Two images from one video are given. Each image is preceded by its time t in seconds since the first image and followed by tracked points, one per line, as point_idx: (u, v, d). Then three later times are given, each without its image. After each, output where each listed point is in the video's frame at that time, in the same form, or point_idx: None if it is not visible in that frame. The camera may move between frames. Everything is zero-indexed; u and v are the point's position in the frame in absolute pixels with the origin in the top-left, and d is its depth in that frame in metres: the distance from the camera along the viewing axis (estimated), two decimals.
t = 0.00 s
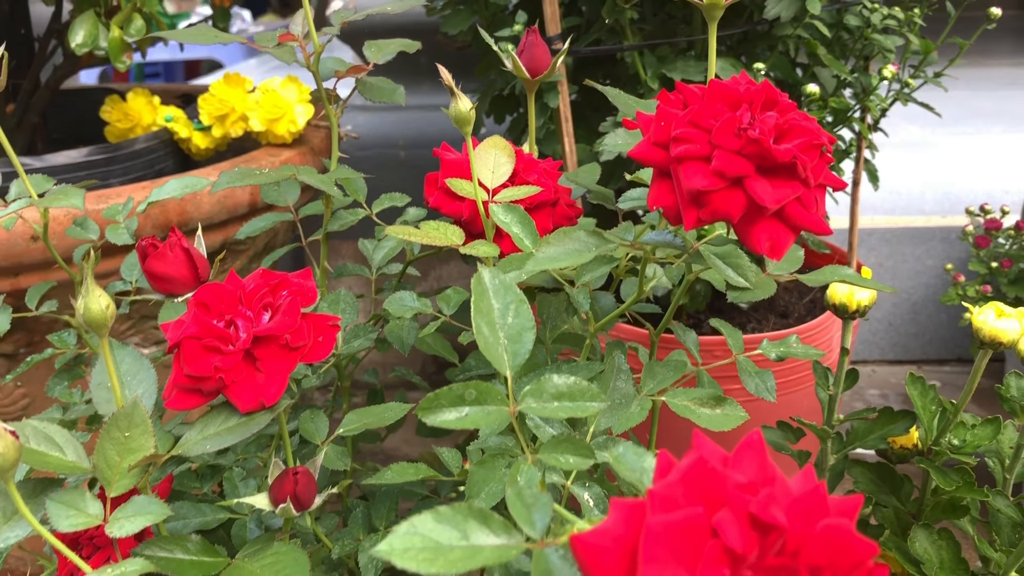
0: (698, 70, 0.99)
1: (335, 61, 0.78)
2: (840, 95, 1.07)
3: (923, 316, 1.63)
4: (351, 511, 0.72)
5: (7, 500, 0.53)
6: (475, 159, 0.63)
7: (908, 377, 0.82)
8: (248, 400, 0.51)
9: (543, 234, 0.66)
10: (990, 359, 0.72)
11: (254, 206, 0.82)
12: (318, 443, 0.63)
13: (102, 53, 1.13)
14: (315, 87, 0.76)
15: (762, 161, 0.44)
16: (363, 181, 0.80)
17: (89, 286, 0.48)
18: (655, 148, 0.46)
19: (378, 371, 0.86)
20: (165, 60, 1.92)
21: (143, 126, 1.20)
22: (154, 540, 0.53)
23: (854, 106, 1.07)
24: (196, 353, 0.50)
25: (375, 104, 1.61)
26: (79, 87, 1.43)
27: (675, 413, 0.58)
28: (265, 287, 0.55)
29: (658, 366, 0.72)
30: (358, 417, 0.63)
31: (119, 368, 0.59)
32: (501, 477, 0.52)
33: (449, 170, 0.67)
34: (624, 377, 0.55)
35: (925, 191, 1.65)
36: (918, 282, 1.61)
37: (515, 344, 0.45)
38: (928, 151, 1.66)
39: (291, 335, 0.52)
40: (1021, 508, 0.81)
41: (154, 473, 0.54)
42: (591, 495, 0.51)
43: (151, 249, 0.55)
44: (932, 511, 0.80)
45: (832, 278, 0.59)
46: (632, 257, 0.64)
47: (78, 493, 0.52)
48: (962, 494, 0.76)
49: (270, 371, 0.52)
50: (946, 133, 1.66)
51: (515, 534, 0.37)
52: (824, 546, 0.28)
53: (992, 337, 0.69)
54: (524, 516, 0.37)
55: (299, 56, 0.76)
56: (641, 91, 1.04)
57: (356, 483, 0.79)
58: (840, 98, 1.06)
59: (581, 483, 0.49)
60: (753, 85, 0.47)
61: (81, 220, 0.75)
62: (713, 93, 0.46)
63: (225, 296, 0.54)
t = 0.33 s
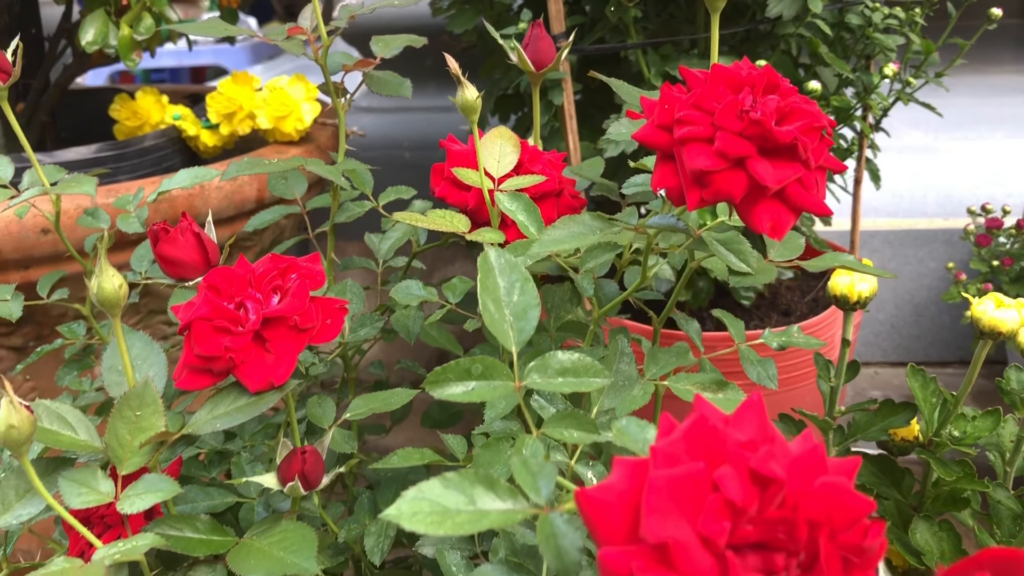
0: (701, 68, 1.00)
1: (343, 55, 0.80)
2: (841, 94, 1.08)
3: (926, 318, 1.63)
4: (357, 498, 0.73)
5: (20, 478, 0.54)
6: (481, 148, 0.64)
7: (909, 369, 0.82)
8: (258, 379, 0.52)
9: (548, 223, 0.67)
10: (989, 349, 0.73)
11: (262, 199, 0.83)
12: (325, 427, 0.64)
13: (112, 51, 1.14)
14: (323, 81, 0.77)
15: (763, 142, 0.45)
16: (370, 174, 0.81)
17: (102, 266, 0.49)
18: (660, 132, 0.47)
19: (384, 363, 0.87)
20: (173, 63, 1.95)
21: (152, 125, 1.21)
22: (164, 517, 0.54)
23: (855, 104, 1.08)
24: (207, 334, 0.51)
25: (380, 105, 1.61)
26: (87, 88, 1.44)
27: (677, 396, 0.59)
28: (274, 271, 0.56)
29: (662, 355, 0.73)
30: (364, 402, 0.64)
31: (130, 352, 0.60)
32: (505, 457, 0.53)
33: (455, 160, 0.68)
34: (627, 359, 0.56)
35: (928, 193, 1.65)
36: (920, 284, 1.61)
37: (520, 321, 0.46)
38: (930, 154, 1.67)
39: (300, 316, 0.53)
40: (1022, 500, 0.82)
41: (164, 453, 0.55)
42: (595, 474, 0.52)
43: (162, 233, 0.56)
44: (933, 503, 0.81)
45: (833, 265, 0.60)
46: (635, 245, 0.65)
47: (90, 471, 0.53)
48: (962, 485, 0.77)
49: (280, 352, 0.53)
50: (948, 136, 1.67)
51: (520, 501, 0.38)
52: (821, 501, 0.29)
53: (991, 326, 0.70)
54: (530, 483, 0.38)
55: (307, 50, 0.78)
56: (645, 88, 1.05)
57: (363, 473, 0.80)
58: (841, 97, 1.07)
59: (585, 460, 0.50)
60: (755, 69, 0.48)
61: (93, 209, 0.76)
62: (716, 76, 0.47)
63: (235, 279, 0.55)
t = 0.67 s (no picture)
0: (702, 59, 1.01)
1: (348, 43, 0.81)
2: (843, 87, 1.09)
3: (929, 315, 1.63)
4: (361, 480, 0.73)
5: (29, 451, 0.55)
6: (484, 132, 0.65)
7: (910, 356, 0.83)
8: (263, 353, 0.52)
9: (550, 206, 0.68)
10: (989, 334, 0.73)
11: (268, 187, 0.83)
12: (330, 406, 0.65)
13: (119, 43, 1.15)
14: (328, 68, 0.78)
15: (764, 116, 0.45)
16: (374, 161, 0.82)
17: (109, 239, 0.50)
18: (662, 108, 0.48)
19: (388, 350, 0.87)
20: (178, 65, 1.92)
21: (158, 118, 1.22)
22: (170, 491, 0.54)
23: (856, 97, 1.09)
24: (213, 308, 0.52)
25: (385, 101, 1.62)
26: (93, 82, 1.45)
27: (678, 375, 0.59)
28: (279, 249, 0.57)
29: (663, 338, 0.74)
30: (368, 381, 0.64)
31: (137, 330, 0.61)
32: (507, 431, 0.54)
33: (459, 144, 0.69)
34: (629, 337, 0.56)
35: (930, 191, 1.64)
36: (923, 282, 1.61)
37: (522, 293, 0.46)
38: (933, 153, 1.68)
39: (306, 292, 0.53)
40: (1022, 487, 0.82)
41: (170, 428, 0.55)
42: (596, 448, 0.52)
43: (169, 211, 0.57)
44: (934, 490, 0.81)
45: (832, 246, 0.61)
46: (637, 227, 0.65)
47: (96, 445, 0.53)
48: (963, 470, 0.77)
49: (285, 328, 0.53)
50: (952, 135, 1.68)
51: (522, 463, 0.39)
52: (818, 454, 0.30)
53: (990, 310, 0.70)
54: (531, 445, 0.38)
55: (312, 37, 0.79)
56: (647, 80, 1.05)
57: (366, 457, 0.80)
58: (843, 90, 1.08)
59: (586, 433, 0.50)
60: (756, 46, 0.48)
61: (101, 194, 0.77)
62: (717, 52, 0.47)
63: (241, 256, 0.55)
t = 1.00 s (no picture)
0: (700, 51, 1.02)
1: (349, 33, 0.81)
2: (841, 80, 1.10)
3: (929, 312, 1.63)
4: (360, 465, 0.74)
5: (32, 430, 0.55)
6: (483, 118, 0.65)
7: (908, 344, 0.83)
8: (264, 333, 0.53)
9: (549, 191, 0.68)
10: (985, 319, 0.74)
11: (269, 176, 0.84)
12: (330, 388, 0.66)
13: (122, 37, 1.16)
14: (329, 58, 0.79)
15: (757, 94, 0.46)
16: (375, 151, 0.83)
17: (111, 219, 0.50)
18: (658, 87, 0.48)
19: (388, 340, 0.88)
20: (178, 67, 1.89)
21: (160, 112, 1.23)
22: (171, 470, 0.55)
23: (855, 90, 1.09)
24: (215, 289, 0.52)
25: (385, 98, 1.62)
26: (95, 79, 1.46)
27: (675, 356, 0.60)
28: (279, 231, 0.57)
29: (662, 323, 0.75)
30: (368, 365, 0.65)
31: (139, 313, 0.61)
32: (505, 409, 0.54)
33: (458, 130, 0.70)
34: (626, 318, 0.57)
35: (929, 187, 1.64)
36: (923, 278, 1.61)
37: (519, 270, 0.47)
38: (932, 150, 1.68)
39: (306, 273, 0.54)
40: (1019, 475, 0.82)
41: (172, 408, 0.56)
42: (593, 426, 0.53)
43: (170, 195, 0.57)
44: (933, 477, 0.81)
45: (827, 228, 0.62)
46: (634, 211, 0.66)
47: (98, 424, 0.54)
48: (961, 456, 0.77)
49: (285, 308, 0.54)
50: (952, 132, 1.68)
51: (519, 433, 0.39)
52: (809, 414, 0.30)
53: (986, 296, 0.71)
54: (528, 414, 0.39)
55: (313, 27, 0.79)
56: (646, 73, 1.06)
57: (366, 445, 0.81)
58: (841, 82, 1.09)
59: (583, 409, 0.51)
60: (750, 26, 0.49)
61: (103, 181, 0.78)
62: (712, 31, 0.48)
63: (242, 238, 0.56)
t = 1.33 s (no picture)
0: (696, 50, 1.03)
1: (346, 31, 0.82)
2: (836, 79, 1.11)
3: (925, 312, 1.63)
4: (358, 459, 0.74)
5: (33, 422, 0.56)
6: (479, 114, 0.66)
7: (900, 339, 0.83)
8: (261, 324, 0.54)
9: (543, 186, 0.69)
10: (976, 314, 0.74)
11: (268, 174, 0.85)
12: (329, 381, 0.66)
13: (122, 38, 1.17)
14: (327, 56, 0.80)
15: (747, 87, 0.46)
16: (373, 148, 0.84)
17: (111, 211, 0.51)
18: (650, 81, 0.49)
19: (386, 337, 0.88)
20: (179, 72, 1.89)
21: (159, 113, 1.24)
22: (169, 460, 0.56)
23: (849, 89, 1.10)
24: (212, 281, 0.53)
25: (383, 100, 1.63)
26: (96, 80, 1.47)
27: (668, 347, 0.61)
28: (275, 225, 0.58)
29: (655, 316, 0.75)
30: (366, 358, 0.66)
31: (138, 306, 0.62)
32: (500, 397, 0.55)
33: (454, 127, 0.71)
34: (620, 310, 0.57)
35: (926, 188, 1.64)
36: (919, 278, 1.62)
37: (513, 259, 0.47)
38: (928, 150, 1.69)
39: (303, 265, 0.55)
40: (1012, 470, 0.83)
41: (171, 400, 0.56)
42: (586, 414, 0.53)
43: (169, 189, 0.58)
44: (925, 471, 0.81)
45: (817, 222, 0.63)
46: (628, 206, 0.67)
47: (98, 414, 0.54)
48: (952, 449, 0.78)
49: (282, 300, 0.54)
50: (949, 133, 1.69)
51: (512, 417, 0.40)
52: (792, 392, 0.31)
53: (976, 290, 0.71)
54: (520, 398, 0.40)
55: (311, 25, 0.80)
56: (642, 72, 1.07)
57: (364, 440, 0.81)
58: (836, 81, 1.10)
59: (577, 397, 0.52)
60: (740, 20, 0.50)
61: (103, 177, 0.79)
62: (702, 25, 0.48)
63: (239, 231, 0.56)
